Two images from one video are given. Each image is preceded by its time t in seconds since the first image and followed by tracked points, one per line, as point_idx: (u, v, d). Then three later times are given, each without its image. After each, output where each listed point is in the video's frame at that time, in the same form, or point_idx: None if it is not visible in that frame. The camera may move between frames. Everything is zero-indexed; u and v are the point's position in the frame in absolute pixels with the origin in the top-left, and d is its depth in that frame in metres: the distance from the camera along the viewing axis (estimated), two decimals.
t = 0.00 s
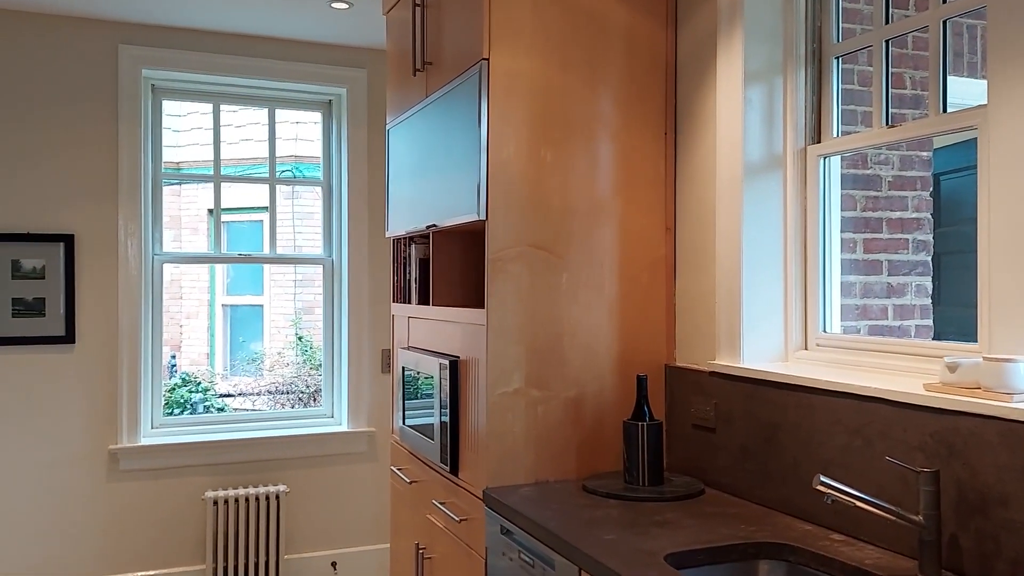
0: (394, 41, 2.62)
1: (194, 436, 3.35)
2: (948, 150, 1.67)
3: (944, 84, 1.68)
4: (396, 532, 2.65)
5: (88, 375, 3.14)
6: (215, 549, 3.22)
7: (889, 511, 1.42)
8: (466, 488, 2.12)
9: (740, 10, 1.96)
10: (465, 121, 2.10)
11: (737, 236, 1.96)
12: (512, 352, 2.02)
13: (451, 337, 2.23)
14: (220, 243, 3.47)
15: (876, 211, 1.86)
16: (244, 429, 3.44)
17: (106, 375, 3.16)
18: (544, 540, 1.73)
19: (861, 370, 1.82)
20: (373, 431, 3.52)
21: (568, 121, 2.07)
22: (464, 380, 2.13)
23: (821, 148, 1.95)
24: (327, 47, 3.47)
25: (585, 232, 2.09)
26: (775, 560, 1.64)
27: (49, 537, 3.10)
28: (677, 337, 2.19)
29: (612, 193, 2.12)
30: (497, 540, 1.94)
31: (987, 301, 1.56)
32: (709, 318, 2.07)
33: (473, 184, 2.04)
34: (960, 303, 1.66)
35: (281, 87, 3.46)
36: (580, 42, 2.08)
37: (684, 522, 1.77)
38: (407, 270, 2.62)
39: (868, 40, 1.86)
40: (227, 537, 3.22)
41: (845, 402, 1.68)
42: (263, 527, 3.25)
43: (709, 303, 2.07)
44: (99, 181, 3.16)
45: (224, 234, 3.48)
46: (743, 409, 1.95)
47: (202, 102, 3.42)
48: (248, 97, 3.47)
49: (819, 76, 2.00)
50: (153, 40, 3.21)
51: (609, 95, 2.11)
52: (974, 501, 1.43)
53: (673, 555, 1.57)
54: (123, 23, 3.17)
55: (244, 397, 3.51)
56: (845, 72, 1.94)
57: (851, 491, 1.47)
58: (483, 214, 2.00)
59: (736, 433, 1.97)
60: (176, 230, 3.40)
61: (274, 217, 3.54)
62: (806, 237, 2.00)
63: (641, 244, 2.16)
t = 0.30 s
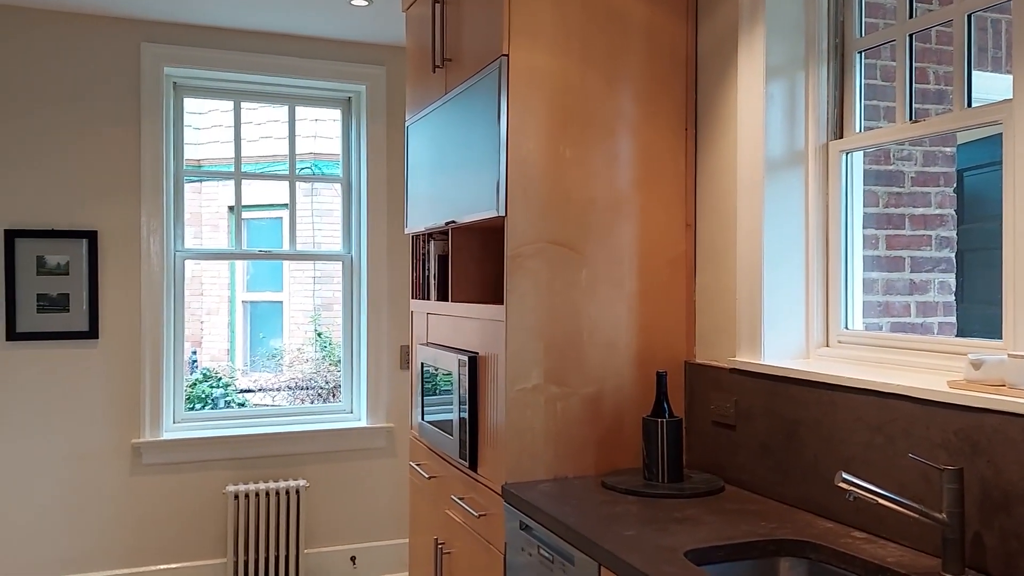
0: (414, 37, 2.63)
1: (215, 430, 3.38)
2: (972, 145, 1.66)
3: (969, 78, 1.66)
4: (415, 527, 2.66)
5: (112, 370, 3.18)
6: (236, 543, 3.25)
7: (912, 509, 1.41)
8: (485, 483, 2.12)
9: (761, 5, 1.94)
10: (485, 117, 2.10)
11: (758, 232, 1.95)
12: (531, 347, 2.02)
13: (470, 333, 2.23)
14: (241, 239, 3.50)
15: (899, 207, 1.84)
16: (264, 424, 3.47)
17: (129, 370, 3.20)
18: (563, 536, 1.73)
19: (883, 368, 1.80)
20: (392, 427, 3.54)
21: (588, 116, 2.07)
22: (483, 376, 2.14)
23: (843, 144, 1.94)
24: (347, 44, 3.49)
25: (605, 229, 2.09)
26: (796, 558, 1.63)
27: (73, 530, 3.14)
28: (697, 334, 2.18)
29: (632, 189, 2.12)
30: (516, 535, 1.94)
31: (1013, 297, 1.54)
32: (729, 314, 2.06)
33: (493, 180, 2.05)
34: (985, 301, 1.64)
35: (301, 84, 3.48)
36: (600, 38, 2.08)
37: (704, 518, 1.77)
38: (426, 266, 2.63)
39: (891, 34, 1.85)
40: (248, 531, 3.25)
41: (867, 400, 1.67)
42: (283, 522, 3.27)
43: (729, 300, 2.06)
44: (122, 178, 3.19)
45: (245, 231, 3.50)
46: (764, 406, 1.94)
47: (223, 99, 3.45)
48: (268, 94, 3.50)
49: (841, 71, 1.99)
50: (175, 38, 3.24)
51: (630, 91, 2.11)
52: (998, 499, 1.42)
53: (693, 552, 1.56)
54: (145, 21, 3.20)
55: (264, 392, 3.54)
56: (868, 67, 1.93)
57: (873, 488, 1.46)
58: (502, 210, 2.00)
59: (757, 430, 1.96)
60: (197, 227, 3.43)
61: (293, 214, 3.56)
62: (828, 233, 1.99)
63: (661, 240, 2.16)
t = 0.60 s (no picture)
0: (433, 34, 2.63)
1: (235, 425, 3.41)
2: (996, 141, 1.64)
3: (993, 72, 1.64)
4: (434, 522, 2.67)
5: (134, 364, 3.21)
6: (256, 537, 3.27)
7: (935, 506, 1.40)
8: (504, 479, 2.13)
9: None
10: (504, 113, 2.10)
11: (779, 228, 1.94)
12: (550, 343, 2.02)
13: (489, 329, 2.23)
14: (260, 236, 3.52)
15: (921, 203, 1.83)
16: (283, 419, 3.50)
17: (151, 365, 3.23)
18: (582, 532, 1.73)
19: (905, 365, 1.78)
20: (410, 422, 3.56)
21: (607, 112, 2.06)
22: (502, 372, 2.14)
23: (865, 139, 1.92)
24: (365, 41, 3.50)
25: (624, 225, 2.09)
26: (817, 555, 1.63)
27: (97, 522, 3.18)
28: (717, 331, 2.18)
29: (651, 185, 2.11)
30: (535, 531, 1.94)
31: None
32: (749, 311, 2.05)
33: (512, 176, 2.05)
34: (1009, 297, 1.62)
35: (320, 81, 3.49)
36: (620, 34, 2.07)
37: (723, 515, 1.76)
38: (444, 262, 2.63)
39: (914, 28, 1.83)
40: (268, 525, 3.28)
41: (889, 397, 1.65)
42: (303, 516, 3.30)
43: (749, 296, 2.05)
44: (144, 175, 3.22)
45: (264, 227, 3.52)
46: (784, 403, 1.93)
47: (243, 96, 3.47)
48: (287, 92, 3.52)
49: (864, 66, 1.97)
50: (195, 35, 3.26)
51: (649, 86, 2.10)
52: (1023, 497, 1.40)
53: (713, 548, 1.56)
54: (166, 19, 3.23)
55: (284, 387, 3.56)
56: (891, 62, 1.91)
57: (895, 486, 1.45)
58: (521, 206, 2.00)
59: (777, 427, 1.95)
60: (217, 224, 3.46)
61: (313, 211, 3.58)
62: (849, 229, 1.97)
63: (681, 236, 2.15)
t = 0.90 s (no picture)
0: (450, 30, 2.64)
1: (255, 420, 3.44)
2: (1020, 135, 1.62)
3: (1017, 66, 1.62)
4: (452, 517, 2.68)
5: (155, 360, 3.25)
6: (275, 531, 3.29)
7: (957, 503, 1.39)
8: (522, 474, 2.13)
9: None
10: (521, 108, 2.10)
11: (799, 223, 1.93)
12: (568, 339, 2.02)
13: (506, 325, 2.24)
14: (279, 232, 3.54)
15: (943, 198, 1.81)
16: (302, 414, 3.52)
17: (172, 360, 3.26)
18: (601, 527, 1.73)
19: (927, 361, 1.77)
20: (428, 418, 3.57)
21: (626, 107, 2.06)
22: (519, 367, 2.14)
23: (887, 134, 1.90)
24: (383, 38, 3.52)
25: (642, 220, 2.08)
26: (837, 551, 1.62)
27: (120, 515, 3.22)
28: (736, 326, 2.17)
29: (670, 180, 2.10)
30: (553, 526, 1.95)
31: None
32: (769, 307, 2.04)
33: (530, 172, 2.05)
34: None
35: (337, 78, 3.51)
36: (638, 28, 2.06)
37: (743, 511, 1.76)
38: (461, 258, 2.64)
39: (937, 22, 1.81)
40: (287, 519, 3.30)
41: (911, 393, 1.64)
42: (321, 510, 3.31)
43: (768, 291, 2.04)
44: (165, 172, 3.25)
45: (282, 224, 3.54)
46: (804, 399, 1.92)
47: (262, 94, 3.49)
48: (305, 89, 3.53)
49: (885, 59, 1.95)
50: (214, 33, 3.29)
51: (667, 81, 2.09)
52: None
53: (732, 544, 1.56)
54: (186, 17, 3.25)
55: (302, 382, 3.59)
56: (912, 56, 1.89)
57: (917, 481, 1.44)
58: (539, 202, 1.99)
59: (797, 423, 1.94)
60: (236, 220, 3.48)
61: (330, 208, 3.60)
62: (870, 224, 1.96)
63: (699, 232, 2.14)
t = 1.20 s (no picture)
0: (468, 25, 2.64)
1: (272, 414, 3.46)
2: None
3: None
4: (468, 511, 2.69)
5: (174, 354, 3.27)
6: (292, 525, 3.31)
7: (979, 499, 1.37)
8: (538, 469, 2.13)
9: None
10: (538, 103, 2.10)
11: (818, 218, 1.92)
12: (585, 334, 2.01)
13: (523, 320, 2.24)
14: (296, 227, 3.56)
15: (965, 191, 1.79)
16: (319, 408, 3.54)
17: (191, 354, 3.29)
18: (619, 521, 1.73)
19: (948, 356, 1.75)
20: (444, 413, 3.58)
21: (643, 101, 2.05)
22: (536, 362, 2.14)
23: (908, 127, 1.88)
24: (399, 33, 3.52)
25: (660, 215, 2.07)
26: (857, 547, 1.61)
27: (140, 508, 3.25)
28: (754, 321, 2.16)
29: (688, 174, 2.10)
30: (570, 521, 1.95)
31: None
32: (788, 302, 2.02)
33: (547, 166, 2.04)
34: None
35: (354, 73, 3.52)
36: (656, 21, 2.05)
37: (761, 506, 1.75)
38: (478, 253, 2.64)
39: (960, 13, 1.79)
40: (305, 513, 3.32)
41: (932, 388, 1.63)
42: (339, 504, 3.32)
43: (787, 286, 2.03)
44: (183, 168, 3.27)
45: (299, 219, 3.56)
46: (823, 394, 1.90)
47: (279, 90, 3.51)
48: (322, 85, 3.54)
49: (907, 52, 1.94)
50: (232, 29, 3.30)
51: (686, 74, 2.08)
52: None
53: (751, 539, 1.55)
54: (205, 13, 3.27)
55: (319, 377, 3.60)
56: (934, 48, 1.87)
57: (938, 477, 1.43)
58: (557, 196, 1.99)
59: (816, 419, 1.93)
60: (253, 216, 3.50)
61: (347, 203, 3.61)
62: (891, 219, 1.94)
63: (717, 226, 2.13)
